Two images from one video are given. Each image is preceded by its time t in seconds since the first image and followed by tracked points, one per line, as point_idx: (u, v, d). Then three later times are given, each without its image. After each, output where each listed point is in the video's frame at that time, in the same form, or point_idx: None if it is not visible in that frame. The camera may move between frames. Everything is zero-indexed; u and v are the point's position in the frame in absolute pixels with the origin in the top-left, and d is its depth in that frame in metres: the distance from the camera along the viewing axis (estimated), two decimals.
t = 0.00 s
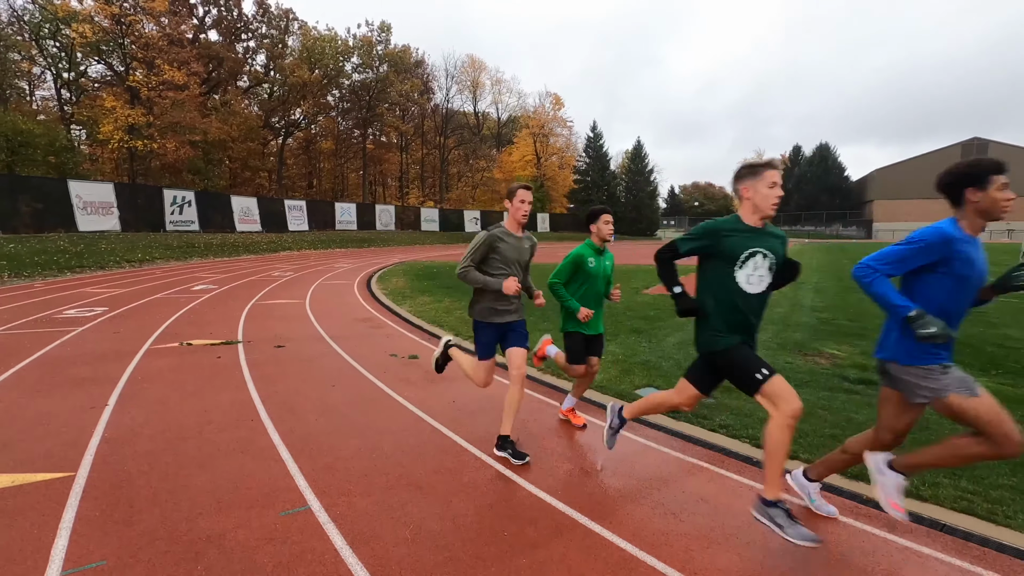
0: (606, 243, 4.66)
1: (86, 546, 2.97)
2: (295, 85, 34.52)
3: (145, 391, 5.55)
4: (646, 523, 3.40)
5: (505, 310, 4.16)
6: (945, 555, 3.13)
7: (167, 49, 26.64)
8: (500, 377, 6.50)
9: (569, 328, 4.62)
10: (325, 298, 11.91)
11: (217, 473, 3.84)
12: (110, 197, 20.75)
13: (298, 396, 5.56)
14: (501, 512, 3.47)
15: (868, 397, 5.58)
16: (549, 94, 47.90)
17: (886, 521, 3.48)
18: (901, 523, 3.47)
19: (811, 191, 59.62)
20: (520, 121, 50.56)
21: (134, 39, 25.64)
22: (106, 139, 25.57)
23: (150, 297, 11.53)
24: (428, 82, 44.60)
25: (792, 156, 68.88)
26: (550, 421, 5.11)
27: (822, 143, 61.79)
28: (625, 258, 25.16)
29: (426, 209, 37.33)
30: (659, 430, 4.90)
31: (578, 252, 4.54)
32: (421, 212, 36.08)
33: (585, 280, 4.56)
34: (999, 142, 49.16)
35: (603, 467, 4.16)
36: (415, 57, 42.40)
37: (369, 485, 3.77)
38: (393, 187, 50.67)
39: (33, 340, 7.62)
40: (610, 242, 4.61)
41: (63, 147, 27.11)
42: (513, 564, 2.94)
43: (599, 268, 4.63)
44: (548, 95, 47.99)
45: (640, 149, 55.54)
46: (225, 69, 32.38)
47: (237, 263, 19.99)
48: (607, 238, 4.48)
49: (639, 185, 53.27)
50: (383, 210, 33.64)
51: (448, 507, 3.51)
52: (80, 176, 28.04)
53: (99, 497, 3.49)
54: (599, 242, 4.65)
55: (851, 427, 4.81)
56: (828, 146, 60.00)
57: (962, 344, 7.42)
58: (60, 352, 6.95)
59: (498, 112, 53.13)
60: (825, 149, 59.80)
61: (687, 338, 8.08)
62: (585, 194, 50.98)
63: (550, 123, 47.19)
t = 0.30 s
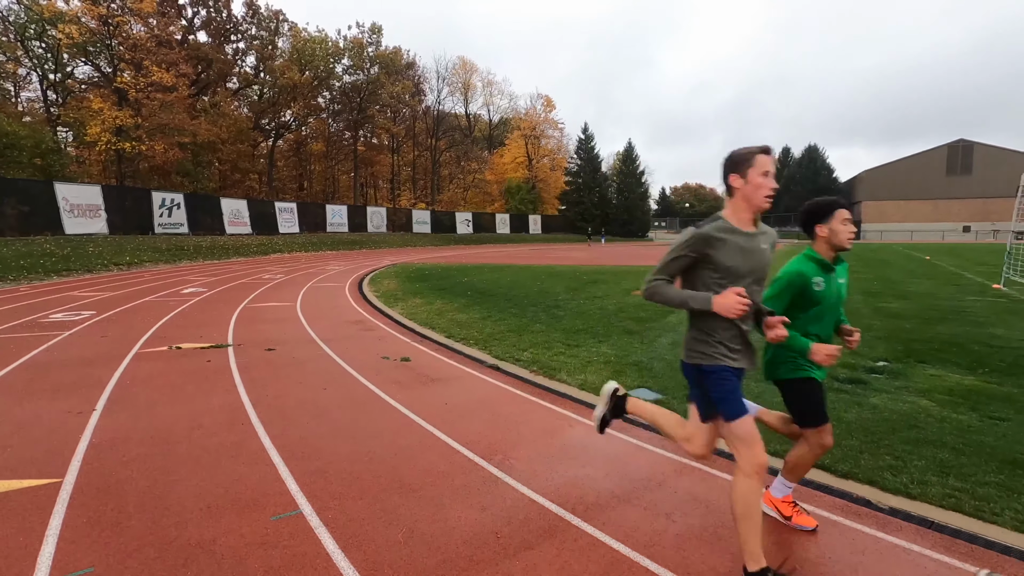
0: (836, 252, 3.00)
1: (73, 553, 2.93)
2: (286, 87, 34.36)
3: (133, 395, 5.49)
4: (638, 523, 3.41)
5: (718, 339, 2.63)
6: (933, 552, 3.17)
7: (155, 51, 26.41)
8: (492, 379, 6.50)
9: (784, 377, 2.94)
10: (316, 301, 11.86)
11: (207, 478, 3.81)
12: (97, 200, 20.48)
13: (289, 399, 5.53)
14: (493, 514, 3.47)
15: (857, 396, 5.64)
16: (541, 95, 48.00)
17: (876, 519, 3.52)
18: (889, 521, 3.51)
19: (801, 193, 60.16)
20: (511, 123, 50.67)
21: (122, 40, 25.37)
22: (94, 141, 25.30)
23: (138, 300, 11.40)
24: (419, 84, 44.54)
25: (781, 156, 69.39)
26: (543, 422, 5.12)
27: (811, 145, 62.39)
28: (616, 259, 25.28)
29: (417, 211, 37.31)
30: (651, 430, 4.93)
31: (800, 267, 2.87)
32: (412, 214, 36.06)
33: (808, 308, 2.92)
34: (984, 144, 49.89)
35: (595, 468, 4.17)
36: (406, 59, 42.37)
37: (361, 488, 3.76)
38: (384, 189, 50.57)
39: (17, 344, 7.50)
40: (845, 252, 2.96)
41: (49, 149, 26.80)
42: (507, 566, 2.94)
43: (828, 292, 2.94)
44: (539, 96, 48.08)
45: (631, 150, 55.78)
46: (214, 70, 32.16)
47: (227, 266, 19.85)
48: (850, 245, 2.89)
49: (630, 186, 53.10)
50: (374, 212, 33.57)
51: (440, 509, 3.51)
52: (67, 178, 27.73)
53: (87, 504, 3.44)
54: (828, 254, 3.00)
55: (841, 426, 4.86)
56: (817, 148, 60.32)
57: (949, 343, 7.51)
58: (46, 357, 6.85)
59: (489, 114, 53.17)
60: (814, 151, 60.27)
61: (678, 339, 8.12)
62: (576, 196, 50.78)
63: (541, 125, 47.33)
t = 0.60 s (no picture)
0: None
1: (69, 554, 2.92)
2: (283, 87, 34.26)
3: (131, 396, 5.48)
4: (638, 522, 3.41)
5: None
6: (932, 551, 3.17)
7: (150, 50, 26.28)
8: (490, 378, 6.50)
9: None
10: (314, 301, 11.85)
11: (204, 478, 3.80)
12: (94, 200, 20.40)
13: (287, 400, 5.51)
14: (492, 515, 3.46)
15: (856, 395, 5.64)
16: (538, 95, 47.94)
17: (874, 518, 3.53)
18: (887, 518, 3.52)
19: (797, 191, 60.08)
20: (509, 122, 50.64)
21: (118, 39, 25.28)
22: (89, 141, 25.18)
23: (135, 300, 11.38)
24: (416, 83, 44.44)
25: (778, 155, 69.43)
26: (542, 421, 5.13)
27: (807, 144, 62.36)
28: (614, 258, 25.30)
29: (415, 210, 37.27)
30: (650, 429, 4.94)
31: None
32: (410, 214, 36.01)
33: None
34: (979, 142, 49.82)
35: (594, 467, 4.17)
36: (403, 58, 42.30)
37: (360, 488, 3.75)
38: (382, 189, 50.51)
39: (15, 345, 7.50)
40: None
41: (45, 149, 26.70)
42: (506, 566, 2.94)
43: None
44: (537, 96, 47.99)
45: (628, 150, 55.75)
46: (211, 70, 32.08)
47: (224, 266, 19.82)
48: None
49: (627, 185, 52.50)
50: (372, 212, 33.54)
51: (439, 509, 3.50)
52: (63, 179, 27.63)
53: (84, 505, 3.43)
54: None
55: (838, 424, 4.87)
56: (814, 147, 60.17)
57: (946, 341, 7.52)
58: (42, 358, 6.83)
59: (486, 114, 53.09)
60: (812, 150, 60.29)
61: (676, 338, 8.13)
62: (574, 195, 51.05)
63: (539, 125, 47.33)
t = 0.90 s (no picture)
0: None
1: (45, 562, 2.99)
2: (299, 87, 34.74)
3: (128, 398, 5.61)
4: (610, 540, 3.38)
5: None
6: None
7: (170, 52, 26.88)
8: (484, 384, 6.49)
9: None
10: (320, 302, 11.99)
11: (185, 485, 3.86)
12: (113, 199, 20.87)
13: (279, 404, 5.59)
14: (465, 528, 3.47)
15: (853, 408, 5.51)
16: (553, 94, 47.93)
17: (856, 540, 3.44)
18: (869, 541, 3.43)
19: (816, 192, 59.05)
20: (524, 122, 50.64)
21: (138, 41, 25.90)
22: (110, 141, 25.79)
23: (145, 300, 11.62)
24: (432, 83, 44.68)
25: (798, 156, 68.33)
26: (529, 431, 5.10)
27: (826, 144, 61.43)
28: (625, 260, 25.12)
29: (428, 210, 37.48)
30: (638, 441, 4.88)
31: None
32: (423, 214, 36.20)
33: None
34: (1005, 143, 48.66)
35: (575, 480, 4.14)
36: (418, 59, 42.58)
37: (337, 498, 3.78)
38: (396, 189, 50.83)
39: (24, 344, 7.71)
40: None
41: (67, 149, 27.40)
42: None
43: None
44: (552, 96, 48.00)
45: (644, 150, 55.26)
46: (229, 71, 32.68)
47: (237, 266, 20.17)
48: None
49: (642, 186, 52.04)
50: (385, 212, 33.81)
51: (413, 521, 3.52)
52: (84, 177, 28.31)
53: (67, 510, 3.51)
54: None
55: (830, 439, 4.76)
56: (833, 147, 59.48)
57: (954, 352, 7.32)
58: (49, 358, 7.01)
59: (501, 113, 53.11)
60: (831, 151, 59.53)
61: (676, 345, 8.03)
62: (588, 196, 50.93)
63: (554, 125, 47.31)
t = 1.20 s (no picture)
0: None
1: (30, 567, 2.95)
2: (289, 86, 34.56)
3: (115, 400, 5.54)
4: (603, 540, 3.39)
5: None
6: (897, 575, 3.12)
7: (159, 50, 26.65)
8: (475, 385, 6.48)
9: None
10: (310, 302, 11.93)
11: (173, 488, 3.82)
12: (100, 199, 20.62)
13: (269, 405, 5.55)
14: (456, 529, 3.46)
15: (842, 407, 5.56)
16: (545, 95, 48.05)
17: (844, 538, 3.47)
18: (857, 539, 3.46)
19: (805, 193, 59.69)
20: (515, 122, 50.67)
21: (126, 39, 25.67)
22: (97, 140, 25.49)
23: (134, 300, 11.53)
24: (423, 83, 44.57)
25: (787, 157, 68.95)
26: (521, 431, 5.11)
27: (815, 146, 62.11)
28: (617, 260, 25.21)
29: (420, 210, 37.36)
30: (629, 441, 4.90)
31: None
32: (415, 214, 36.09)
33: None
34: (990, 145, 49.37)
35: (566, 480, 4.16)
36: (410, 58, 42.50)
37: (328, 500, 3.75)
38: (387, 189, 50.67)
39: (9, 346, 7.60)
40: None
41: (53, 148, 27.07)
42: None
43: None
44: (543, 96, 48.13)
45: (635, 150, 55.48)
46: (219, 69, 32.43)
47: (227, 266, 20.01)
48: None
49: (633, 188, 52.31)
50: (376, 212, 33.67)
51: (404, 523, 3.50)
52: (71, 177, 27.97)
53: (53, 514, 3.46)
54: None
55: (819, 438, 4.80)
56: (822, 149, 60.23)
57: (940, 352, 7.41)
58: (34, 360, 6.91)
59: (493, 113, 53.09)
60: (820, 153, 60.26)
61: (667, 345, 8.07)
62: (580, 196, 51.04)
63: (545, 125, 47.46)
